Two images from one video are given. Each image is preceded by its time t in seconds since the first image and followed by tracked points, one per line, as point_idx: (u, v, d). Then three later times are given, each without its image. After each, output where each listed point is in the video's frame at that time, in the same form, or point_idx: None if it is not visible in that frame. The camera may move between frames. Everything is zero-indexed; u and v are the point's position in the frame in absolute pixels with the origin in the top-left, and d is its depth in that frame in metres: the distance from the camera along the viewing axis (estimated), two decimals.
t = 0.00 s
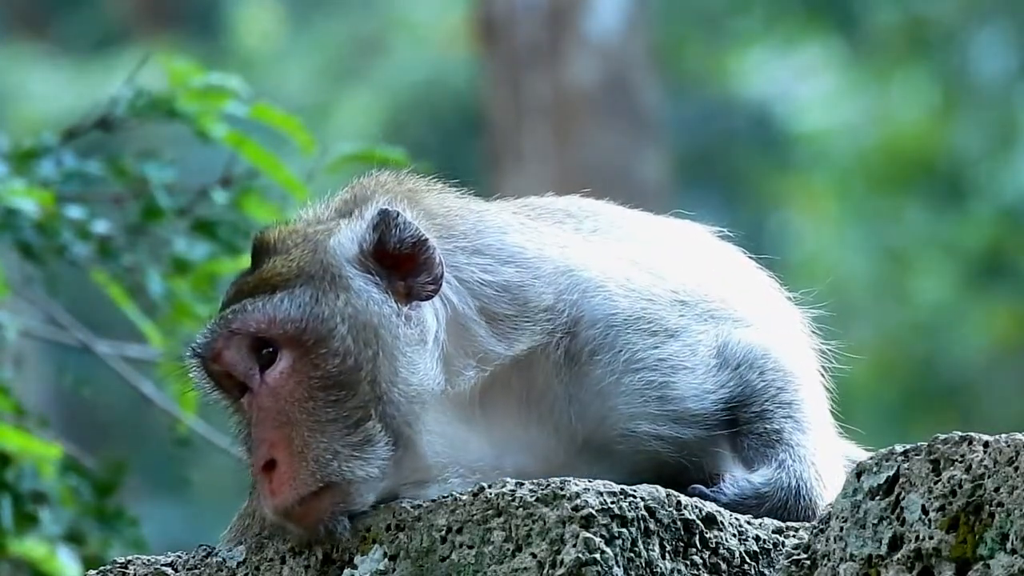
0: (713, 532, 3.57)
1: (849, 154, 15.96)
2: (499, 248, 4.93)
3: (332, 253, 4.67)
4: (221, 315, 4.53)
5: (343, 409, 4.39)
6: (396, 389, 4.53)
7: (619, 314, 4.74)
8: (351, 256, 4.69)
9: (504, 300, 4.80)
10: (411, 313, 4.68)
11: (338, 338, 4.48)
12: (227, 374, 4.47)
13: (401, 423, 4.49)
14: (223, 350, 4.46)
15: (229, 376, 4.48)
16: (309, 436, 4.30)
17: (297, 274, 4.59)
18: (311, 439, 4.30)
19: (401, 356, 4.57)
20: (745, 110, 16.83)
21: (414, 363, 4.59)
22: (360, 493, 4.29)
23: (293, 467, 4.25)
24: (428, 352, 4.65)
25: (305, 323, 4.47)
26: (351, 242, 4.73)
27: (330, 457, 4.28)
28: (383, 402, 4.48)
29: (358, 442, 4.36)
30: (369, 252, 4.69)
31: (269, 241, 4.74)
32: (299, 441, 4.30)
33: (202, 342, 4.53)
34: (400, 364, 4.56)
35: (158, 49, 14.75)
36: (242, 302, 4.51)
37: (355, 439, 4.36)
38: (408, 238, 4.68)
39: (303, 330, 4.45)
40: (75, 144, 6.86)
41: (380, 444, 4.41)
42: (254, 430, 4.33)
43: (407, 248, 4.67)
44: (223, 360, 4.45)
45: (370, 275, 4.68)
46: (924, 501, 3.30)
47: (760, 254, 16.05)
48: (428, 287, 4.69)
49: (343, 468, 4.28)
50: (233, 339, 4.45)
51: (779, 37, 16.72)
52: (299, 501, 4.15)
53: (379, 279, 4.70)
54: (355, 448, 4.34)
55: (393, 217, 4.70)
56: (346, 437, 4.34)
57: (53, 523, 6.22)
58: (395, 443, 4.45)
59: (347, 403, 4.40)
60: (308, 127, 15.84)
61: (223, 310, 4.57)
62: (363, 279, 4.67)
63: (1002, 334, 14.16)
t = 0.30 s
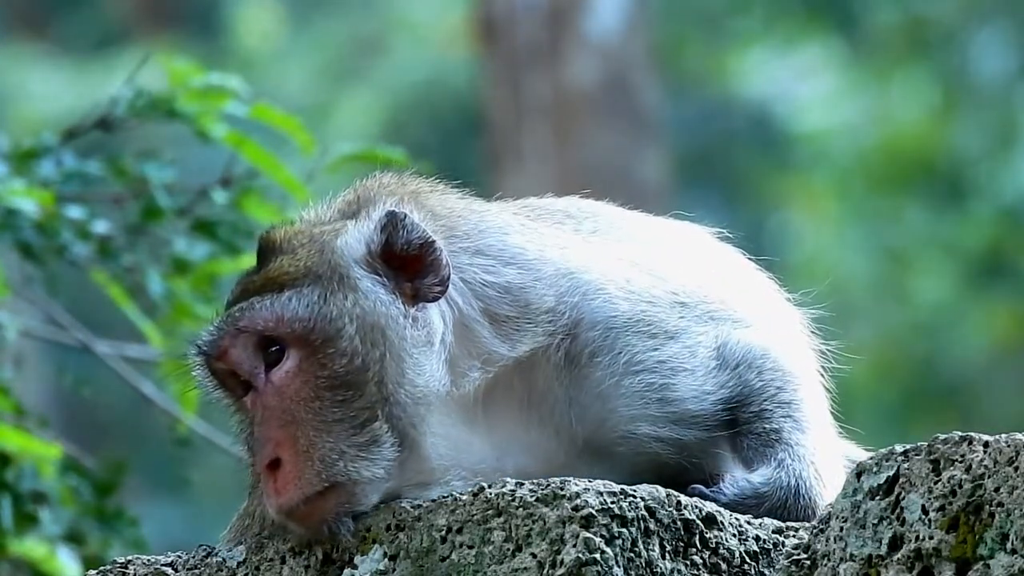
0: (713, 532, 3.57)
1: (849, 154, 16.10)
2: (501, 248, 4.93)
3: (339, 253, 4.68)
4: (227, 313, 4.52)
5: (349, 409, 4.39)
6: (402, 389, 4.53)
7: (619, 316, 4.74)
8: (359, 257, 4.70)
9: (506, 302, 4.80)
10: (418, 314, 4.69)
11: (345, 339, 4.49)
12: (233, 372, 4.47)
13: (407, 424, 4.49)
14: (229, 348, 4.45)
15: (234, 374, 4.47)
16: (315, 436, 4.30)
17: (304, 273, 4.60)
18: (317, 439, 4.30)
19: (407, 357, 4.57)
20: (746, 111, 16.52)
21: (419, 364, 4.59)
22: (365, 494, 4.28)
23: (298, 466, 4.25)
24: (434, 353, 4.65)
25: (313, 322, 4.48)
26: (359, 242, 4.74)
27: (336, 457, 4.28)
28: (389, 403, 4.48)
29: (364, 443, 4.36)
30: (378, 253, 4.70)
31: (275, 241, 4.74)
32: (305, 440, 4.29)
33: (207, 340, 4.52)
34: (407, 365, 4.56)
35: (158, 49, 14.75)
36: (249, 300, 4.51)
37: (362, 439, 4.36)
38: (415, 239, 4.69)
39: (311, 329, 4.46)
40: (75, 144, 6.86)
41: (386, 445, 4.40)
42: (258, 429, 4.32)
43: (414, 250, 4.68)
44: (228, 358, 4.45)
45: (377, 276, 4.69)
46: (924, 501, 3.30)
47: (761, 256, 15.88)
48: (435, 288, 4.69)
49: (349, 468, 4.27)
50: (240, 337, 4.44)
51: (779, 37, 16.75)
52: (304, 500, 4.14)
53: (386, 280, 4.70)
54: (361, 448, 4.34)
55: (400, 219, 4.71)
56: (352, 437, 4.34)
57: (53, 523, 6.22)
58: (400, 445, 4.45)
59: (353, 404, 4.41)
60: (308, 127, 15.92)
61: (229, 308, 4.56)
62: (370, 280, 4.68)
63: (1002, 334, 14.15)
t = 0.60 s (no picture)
0: (713, 532, 3.57)
1: (849, 153, 16.18)
2: (502, 250, 4.93)
3: (346, 254, 4.68)
4: (234, 312, 4.53)
5: (355, 409, 4.39)
6: (409, 391, 4.52)
7: (619, 319, 4.74)
8: (366, 258, 4.69)
9: (509, 304, 4.80)
10: (425, 317, 4.68)
11: (353, 339, 4.49)
12: (237, 371, 4.47)
13: (413, 426, 4.48)
14: (234, 346, 4.46)
15: (239, 373, 4.48)
16: (321, 436, 4.30)
17: (312, 272, 4.60)
18: (322, 438, 4.30)
19: (414, 359, 4.57)
20: (745, 111, 16.41)
21: (426, 366, 4.59)
22: (370, 494, 4.28)
23: (303, 465, 4.25)
24: (440, 356, 4.65)
25: (321, 321, 4.48)
26: (365, 243, 4.74)
27: (342, 456, 4.28)
28: (396, 404, 4.47)
29: (370, 443, 4.36)
30: (385, 254, 4.70)
31: (281, 240, 4.75)
32: (309, 439, 4.29)
33: (213, 337, 4.53)
34: (413, 367, 4.56)
35: (159, 49, 14.75)
36: (256, 299, 4.51)
37: (367, 439, 4.36)
38: (423, 242, 4.70)
39: (318, 329, 4.46)
40: (75, 144, 6.86)
41: (392, 445, 4.40)
42: (262, 428, 4.32)
43: (421, 252, 4.69)
44: (234, 357, 4.45)
45: (385, 277, 4.69)
46: (924, 501, 3.30)
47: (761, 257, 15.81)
48: (441, 290, 4.70)
49: (354, 468, 4.27)
50: (246, 335, 4.45)
51: (779, 37, 16.78)
52: (307, 501, 4.13)
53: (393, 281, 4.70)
54: (367, 448, 4.34)
55: (408, 221, 4.72)
56: (358, 437, 4.34)
57: (53, 523, 6.22)
58: (405, 446, 4.45)
59: (359, 404, 4.40)
60: (309, 127, 15.93)
61: (235, 306, 4.57)
62: (378, 281, 4.67)
63: (1002, 334, 14.16)
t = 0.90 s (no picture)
0: (713, 532, 3.57)
1: (849, 154, 16.16)
2: (502, 250, 4.93)
3: (353, 254, 4.68)
4: (240, 310, 4.53)
5: (362, 410, 4.39)
6: (415, 391, 4.53)
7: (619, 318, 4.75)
8: (371, 258, 4.69)
9: (510, 304, 4.79)
10: (430, 317, 4.68)
11: (361, 338, 4.49)
12: (243, 369, 4.46)
13: (419, 427, 4.49)
14: (241, 345, 4.45)
15: (245, 371, 4.47)
16: (328, 434, 4.30)
17: (318, 271, 4.60)
18: (329, 437, 4.30)
19: (420, 360, 4.57)
20: (745, 111, 16.42)
21: (432, 366, 4.59)
22: (375, 495, 4.28)
23: (308, 463, 4.24)
24: (445, 357, 4.65)
25: (329, 320, 4.48)
26: (370, 243, 4.74)
27: (349, 455, 4.28)
28: (402, 405, 4.48)
29: (376, 442, 4.36)
30: (389, 255, 4.70)
31: (286, 239, 4.74)
32: (316, 438, 4.29)
33: (219, 335, 4.52)
34: (420, 367, 4.56)
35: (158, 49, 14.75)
36: (263, 297, 4.51)
37: (374, 439, 4.37)
38: (427, 242, 4.70)
39: (326, 328, 4.46)
40: (75, 144, 6.86)
41: (398, 445, 4.41)
42: (266, 425, 4.30)
43: (425, 252, 4.69)
44: (240, 355, 4.44)
45: (390, 278, 4.69)
46: (924, 501, 3.30)
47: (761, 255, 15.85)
48: (446, 291, 4.70)
49: (361, 467, 4.27)
50: (253, 334, 4.44)
51: (779, 37, 16.77)
52: (313, 499, 4.13)
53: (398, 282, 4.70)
54: (373, 448, 4.34)
55: (411, 221, 4.71)
56: (364, 437, 4.35)
57: (53, 523, 6.21)
58: (411, 446, 4.45)
59: (366, 403, 4.41)
60: (308, 127, 15.93)
61: (241, 305, 4.56)
62: (383, 282, 4.67)
63: (1003, 334, 14.15)
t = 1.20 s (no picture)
0: (713, 532, 3.57)
1: (849, 153, 16.13)
2: (499, 249, 4.93)
3: (357, 253, 4.68)
4: (244, 309, 4.53)
5: (367, 409, 4.39)
6: (420, 391, 4.53)
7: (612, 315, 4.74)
8: (375, 257, 4.69)
9: (509, 303, 4.79)
10: (434, 317, 4.69)
11: (367, 338, 4.49)
12: (246, 368, 4.47)
13: (423, 427, 4.49)
14: (246, 344, 4.46)
15: (248, 371, 4.48)
16: (332, 434, 4.29)
17: (322, 270, 4.60)
18: (334, 436, 4.29)
19: (425, 359, 4.58)
20: (746, 110, 16.45)
21: (437, 367, 4.60)
22: (380, 494, 4.28)
23: (313, 462, 4.23)
24: (450, 356, 4.65)
25: (335, 319, 4.49)
26: (373, 243, 4.74)
27: (354, 454, 4.28)
28: (408, 404, 4.48)
29: (381, 442, 4.36)
30: (392, 255, 4.70)
31: (289, 239, 4.74)
32: (321, 436, 4.29)
33: (223, 334, 4.53)
34: (425, 366, 4.57)
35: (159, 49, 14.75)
36: (267, 296, 4.52)
37: (379, 438, 4.37)
38: (430, 242, 4.70)
39: (331, 327, 4.47)
40: (75, 144, 6.86)
41: (404, 444, 4.41)
42: (270, 424, 4.30)
43: (428, 253, 4.69)
44: (244, 354, 4.45)
45: (394, 278, 4.68)
46: (924, 501, 3.30)
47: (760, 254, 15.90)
48: (449, 291, 4.71)
49: (366, 466, 4.27)
50: (258, 333, 4.45)
51: (779, 37, 16.76)
52: (318, 497, 4.12)
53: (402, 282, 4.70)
54: (378, 448, 4.34)
55: (414, 221, 4.71)
56: (369, 436, 4.35)
57: (53, 523, 6.21)
58: (416, 446, 4.44)
59: (371, 403, 4.41)
60: (308, 127, 15.93)
61: (244, 304, 4.57)
62: (388, 282, 4.67)
63: (1003, 334, 14.15)
